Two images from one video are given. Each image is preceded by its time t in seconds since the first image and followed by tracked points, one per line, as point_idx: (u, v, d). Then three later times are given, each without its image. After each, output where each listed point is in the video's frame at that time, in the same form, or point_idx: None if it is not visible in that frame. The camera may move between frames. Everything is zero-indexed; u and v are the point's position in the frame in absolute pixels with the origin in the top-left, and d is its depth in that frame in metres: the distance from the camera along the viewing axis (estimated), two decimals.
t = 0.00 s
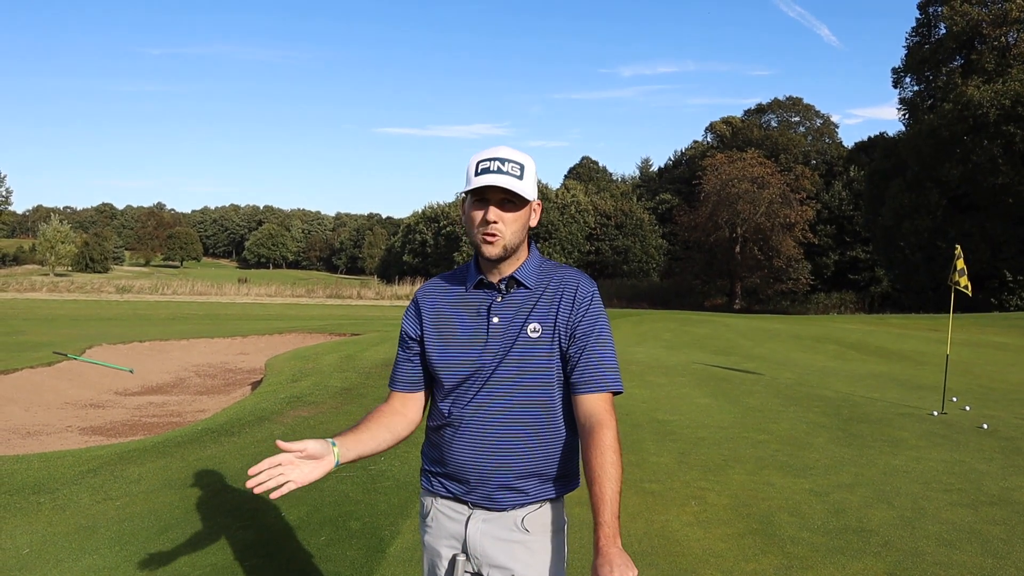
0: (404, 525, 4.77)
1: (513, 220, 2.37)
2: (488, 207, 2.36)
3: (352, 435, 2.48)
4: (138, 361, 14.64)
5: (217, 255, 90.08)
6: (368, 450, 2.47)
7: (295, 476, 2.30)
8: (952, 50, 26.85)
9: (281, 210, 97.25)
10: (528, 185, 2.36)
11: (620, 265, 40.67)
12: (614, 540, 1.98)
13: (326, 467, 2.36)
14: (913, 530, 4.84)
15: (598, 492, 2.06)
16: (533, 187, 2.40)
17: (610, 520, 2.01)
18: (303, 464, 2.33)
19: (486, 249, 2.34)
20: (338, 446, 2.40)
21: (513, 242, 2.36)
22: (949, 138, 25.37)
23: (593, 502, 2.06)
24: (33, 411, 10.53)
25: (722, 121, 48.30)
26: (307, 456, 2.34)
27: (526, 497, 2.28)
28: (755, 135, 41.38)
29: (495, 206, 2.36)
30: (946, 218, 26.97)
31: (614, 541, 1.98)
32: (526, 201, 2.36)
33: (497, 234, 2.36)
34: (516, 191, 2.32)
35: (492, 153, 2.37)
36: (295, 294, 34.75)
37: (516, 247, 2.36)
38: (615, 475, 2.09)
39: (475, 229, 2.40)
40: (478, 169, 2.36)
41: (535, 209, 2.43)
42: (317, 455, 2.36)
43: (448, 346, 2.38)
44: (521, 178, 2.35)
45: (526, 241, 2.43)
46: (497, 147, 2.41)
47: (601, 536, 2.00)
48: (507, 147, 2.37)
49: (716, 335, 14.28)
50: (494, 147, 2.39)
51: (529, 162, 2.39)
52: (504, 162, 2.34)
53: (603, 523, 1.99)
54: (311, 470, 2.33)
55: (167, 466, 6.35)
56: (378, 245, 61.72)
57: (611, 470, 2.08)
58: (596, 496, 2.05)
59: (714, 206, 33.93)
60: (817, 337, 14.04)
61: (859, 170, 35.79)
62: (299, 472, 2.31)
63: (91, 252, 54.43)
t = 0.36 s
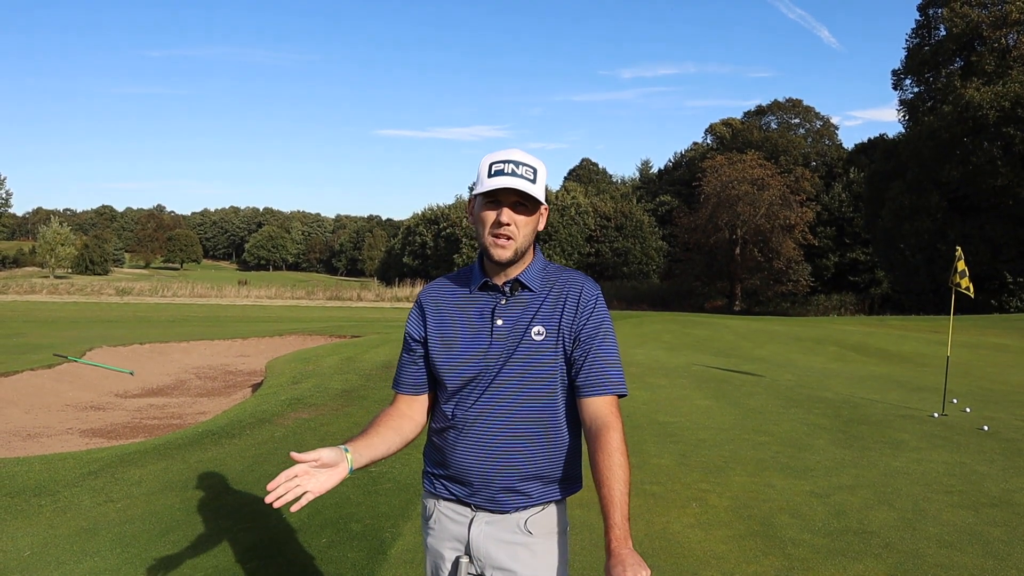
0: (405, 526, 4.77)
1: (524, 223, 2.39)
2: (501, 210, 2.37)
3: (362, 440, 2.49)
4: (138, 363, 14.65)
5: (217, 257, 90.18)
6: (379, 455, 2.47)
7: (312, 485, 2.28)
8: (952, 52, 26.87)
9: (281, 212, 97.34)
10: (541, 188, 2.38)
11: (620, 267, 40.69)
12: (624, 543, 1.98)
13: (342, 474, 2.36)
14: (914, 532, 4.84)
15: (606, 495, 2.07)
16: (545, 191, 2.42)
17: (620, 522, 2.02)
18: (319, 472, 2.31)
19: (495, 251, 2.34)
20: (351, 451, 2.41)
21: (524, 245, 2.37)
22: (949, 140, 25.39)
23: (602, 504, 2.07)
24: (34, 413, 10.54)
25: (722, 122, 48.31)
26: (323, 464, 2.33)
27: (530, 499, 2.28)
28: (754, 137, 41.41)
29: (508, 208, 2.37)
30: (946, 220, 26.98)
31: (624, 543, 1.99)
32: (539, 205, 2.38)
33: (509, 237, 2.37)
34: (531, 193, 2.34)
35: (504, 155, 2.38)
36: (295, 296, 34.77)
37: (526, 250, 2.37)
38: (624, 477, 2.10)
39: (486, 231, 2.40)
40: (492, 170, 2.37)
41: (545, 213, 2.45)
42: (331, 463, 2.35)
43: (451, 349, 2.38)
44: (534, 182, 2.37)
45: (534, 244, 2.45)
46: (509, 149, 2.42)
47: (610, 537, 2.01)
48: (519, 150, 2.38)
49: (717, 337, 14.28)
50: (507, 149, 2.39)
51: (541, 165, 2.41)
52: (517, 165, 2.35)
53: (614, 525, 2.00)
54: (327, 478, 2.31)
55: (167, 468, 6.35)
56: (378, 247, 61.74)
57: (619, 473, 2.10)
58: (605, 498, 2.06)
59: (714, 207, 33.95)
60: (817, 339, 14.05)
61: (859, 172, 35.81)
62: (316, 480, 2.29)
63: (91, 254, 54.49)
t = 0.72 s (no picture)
0: (405, 527, 4.77)
1: (529, 223, 2.39)
2: (505, 210, 2.36)
3: (365, 444, 2.48)
4: (138, 363, 14.66)
5: (217, 257, 90.23)
6: (383, 458, 2.47)
7: (321, 490, 2.25)
8: (952, 53, 26.88)
9: (280, 212, 97.27)
10: (545, 189, 2.39)
11: (620, 267, 40.67)
12: (627, 543, 1.98)
13: (350, 478, 2.34)
14: (914, 533, 4.84)
15: (608, 494, 2.07)
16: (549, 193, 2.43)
17: (622, 522, 2.02)
18: (328, 478, 2.29)
19: (498, 251, 2.34)
20: (357, 455, 2.40)
21: (528, 245, 2.38)
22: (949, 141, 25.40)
23: (603, 504, 2.07)
24: (34, 413, 10.55)
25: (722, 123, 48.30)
26: (332, 469, 2.31)
27: (530, 499, 2.28)
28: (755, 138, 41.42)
29: (513, 208, 2.37)
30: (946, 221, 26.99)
31: (626, 543, 1.99)
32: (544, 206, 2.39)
33: (513, 238, 2.37)
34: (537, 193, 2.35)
35: (509, 155, 2.38)
36: (295, 296, 34.78)
37: (529, 251, 2.37)
38: (625, 477, 2.10)
39: (489, 231, 2.40)
40: (497, 170, 2.37)
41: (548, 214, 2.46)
42: (339, 468, 2.34)
43: (451, 348, 2.38)
44: (539, 182, 2.38)
45: (537, 244, 2.45)
46: (513, 149, 2.43)
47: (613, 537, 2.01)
48: (523, 150, 2.39)
49: (717, 337, 14.28)
50: (511, 149, 2.40)
51: (545, 166, 2.42)
52: (521, 165, 2.36)
53: (615, 525, 2.00)
54: (335, 482, 2.29)
55: (167, 468, 6.34)
56: (378, 247, 61.72)
57: (620, 472, 2.10)
58: (606, 498, 2.06)
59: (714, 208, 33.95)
60: (817, 339, 14.05)
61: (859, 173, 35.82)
62: (325, 485, 2.26)
63: (91, 254, 54.52)
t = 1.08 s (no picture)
0: (404, 527, 4.77)
1: (522, 224, 2.38)
2: (498, 212, 2.37)
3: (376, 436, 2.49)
4: (136, 364, 14.65)
5: (216, 257, 90.18)
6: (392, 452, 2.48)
7: (339, 481, 2.25)
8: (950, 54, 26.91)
9: (279, 212, 97.22)
10: (537, 189, 2.39)
11: (619, 268, 40.58)
12: (627, 545, 1.98)
13: (364, 470, 2.34)
14: (913, 533, 4.85)
15: (607, 496, 2.07)
16: (541, 192, 2.43)
17: (621, 523, 2.02)
18: (345, 469, 2.28)
19: (493, 253, 2.34)
20: (370, 448, 2.41)
21: (523, 246, 2.37)
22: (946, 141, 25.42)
23: (603, 506, 2.07)
24: (32, 413, 10.54)
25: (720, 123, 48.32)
26: (348, 460, 2.31)
27: (528, 499, 2.28)
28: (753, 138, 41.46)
29: (505, 209, 2.37)
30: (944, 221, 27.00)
31: (626, 545, 1.98)
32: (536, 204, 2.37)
33: (508, 238, 2.37)
34: (528, 194, 2.34)
35: (499, 157, 2.38)
36: (293, 297, 34.78)
37: (524, 252, 2.37)
38: (624, 477, 2.10)
39: (484, 234, 2.40)
40: (487, 172, 2.37)
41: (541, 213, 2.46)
42: (355, 459, 2.34)
43: (450, 348, 2.38)
44: (530, 182, 2.37)
45: (533, 243, 2.44)
46: (504, 150, 2.42)
47: (612, 539, 2.00)
48: (514, 150, 2.38)
49: (715, 338, 14.29)
50: (501, 150, 2.40)
51: (536, 165, 2.41)
52: (512, 166, 2.35)
53: (614, 528, 2.00)
54: (352, 473, 2.29)
55: (166, 468, 6.34)
56: (377, 248, 61.71)
57: (618, 473, 2.10)
58: (605, 499, 2.06)
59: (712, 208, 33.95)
60: (816, 340, 14.05)
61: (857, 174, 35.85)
62: (343, 475, 2.26)
63: (89, 254, 54.50)
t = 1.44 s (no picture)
0: (405, 528, 4.77)
1: (519, 221, 2.38)
2: (494, 210, 2.37)
3: (376, 442, 2.49)
4: (136, 363, 14.63)
5: (215, 257, 90.17)
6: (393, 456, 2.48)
7: (337, 489, 2.24)
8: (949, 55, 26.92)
9: (278, 213, 97.19)
10: (532, 185, 2.38)
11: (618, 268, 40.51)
12: (628, 545, 1.98)
13: (363, 479, 2.34)
14: (913, 534, 4.85)
15: (608, 496, 2.07)
16: (536, 188, 2.42)
17: (622, 523, 2.02)
18: (343, 477, 2.28)
19: (492, 253, 2.34)
20: (370, 454, 2.40)
21: (521, 244, 2.37)
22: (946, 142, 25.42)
23: (604, 506, 2.07)
24: (31, 413, 10.53)
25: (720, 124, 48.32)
26: (346, 469, 2.29)
27: (529, 500, 2.27)
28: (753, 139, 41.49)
29: (501, 208, 2.37)
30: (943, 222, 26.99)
31: (627, 546, 1.98)
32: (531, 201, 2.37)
33: (506, 237, 2.37)
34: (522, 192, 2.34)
35: (493, 156, 2.38)
36: (293, 297, 34.76)
37: (524, 250, 2.37)
38: (625, 478, 2.10)
39: (481, 233, 2.40)
40: (482, 172, 2.37)
41: (538, 209, 2.45)
42: (354, 468, 2.33)
43: (452, 350, 2.38)
44: (525, 179, 2.36)
45: (531, 241, 2.44)
46: (498, 149, 2.41)
47: (613, 539, 2.00)
48: (507, 149, 2.38)
49: (715, 339, 14.29)
50: (495, 149, 2.39)
51: (530, 162, 2.40)
52: (505, 164, 2.35)
53: (616, 527, 2.00)
54: (350, 482, 2.28)
55: (165, 468, 6.33)
56: (376, 248, 61.69)
57: (620, 474, 2.10)
58: (606, 499, 2.06)
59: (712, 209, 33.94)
60: (815, 341, 14.06)
61: (856, 175, 35.87)
62: (341, 484, 2.25)
63: (88, 254, 54.46)
